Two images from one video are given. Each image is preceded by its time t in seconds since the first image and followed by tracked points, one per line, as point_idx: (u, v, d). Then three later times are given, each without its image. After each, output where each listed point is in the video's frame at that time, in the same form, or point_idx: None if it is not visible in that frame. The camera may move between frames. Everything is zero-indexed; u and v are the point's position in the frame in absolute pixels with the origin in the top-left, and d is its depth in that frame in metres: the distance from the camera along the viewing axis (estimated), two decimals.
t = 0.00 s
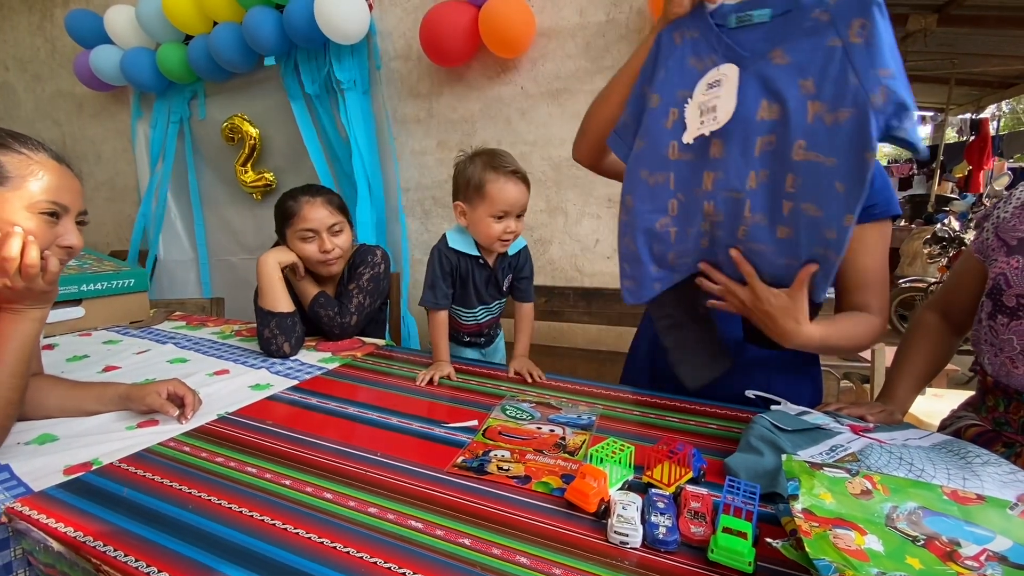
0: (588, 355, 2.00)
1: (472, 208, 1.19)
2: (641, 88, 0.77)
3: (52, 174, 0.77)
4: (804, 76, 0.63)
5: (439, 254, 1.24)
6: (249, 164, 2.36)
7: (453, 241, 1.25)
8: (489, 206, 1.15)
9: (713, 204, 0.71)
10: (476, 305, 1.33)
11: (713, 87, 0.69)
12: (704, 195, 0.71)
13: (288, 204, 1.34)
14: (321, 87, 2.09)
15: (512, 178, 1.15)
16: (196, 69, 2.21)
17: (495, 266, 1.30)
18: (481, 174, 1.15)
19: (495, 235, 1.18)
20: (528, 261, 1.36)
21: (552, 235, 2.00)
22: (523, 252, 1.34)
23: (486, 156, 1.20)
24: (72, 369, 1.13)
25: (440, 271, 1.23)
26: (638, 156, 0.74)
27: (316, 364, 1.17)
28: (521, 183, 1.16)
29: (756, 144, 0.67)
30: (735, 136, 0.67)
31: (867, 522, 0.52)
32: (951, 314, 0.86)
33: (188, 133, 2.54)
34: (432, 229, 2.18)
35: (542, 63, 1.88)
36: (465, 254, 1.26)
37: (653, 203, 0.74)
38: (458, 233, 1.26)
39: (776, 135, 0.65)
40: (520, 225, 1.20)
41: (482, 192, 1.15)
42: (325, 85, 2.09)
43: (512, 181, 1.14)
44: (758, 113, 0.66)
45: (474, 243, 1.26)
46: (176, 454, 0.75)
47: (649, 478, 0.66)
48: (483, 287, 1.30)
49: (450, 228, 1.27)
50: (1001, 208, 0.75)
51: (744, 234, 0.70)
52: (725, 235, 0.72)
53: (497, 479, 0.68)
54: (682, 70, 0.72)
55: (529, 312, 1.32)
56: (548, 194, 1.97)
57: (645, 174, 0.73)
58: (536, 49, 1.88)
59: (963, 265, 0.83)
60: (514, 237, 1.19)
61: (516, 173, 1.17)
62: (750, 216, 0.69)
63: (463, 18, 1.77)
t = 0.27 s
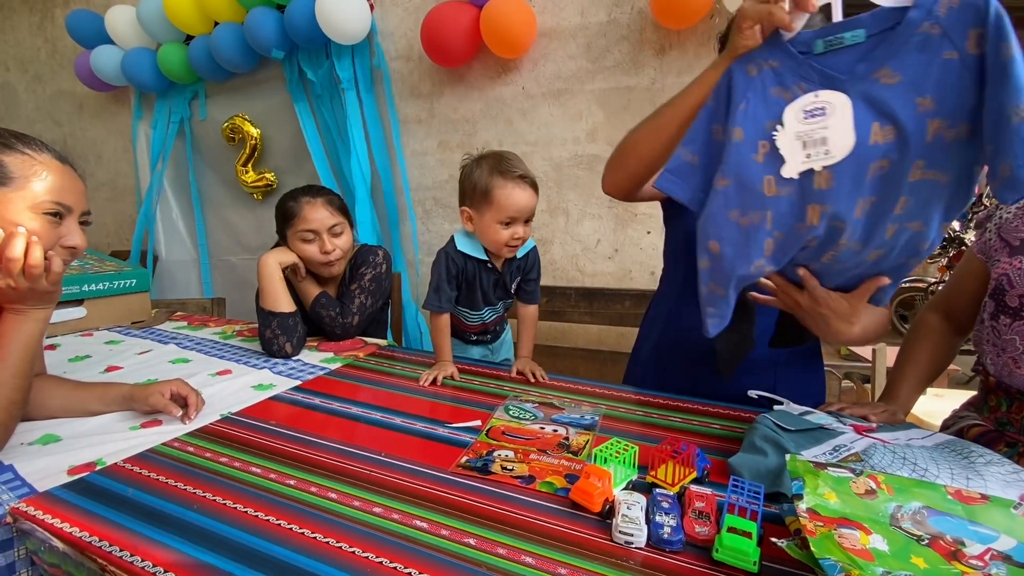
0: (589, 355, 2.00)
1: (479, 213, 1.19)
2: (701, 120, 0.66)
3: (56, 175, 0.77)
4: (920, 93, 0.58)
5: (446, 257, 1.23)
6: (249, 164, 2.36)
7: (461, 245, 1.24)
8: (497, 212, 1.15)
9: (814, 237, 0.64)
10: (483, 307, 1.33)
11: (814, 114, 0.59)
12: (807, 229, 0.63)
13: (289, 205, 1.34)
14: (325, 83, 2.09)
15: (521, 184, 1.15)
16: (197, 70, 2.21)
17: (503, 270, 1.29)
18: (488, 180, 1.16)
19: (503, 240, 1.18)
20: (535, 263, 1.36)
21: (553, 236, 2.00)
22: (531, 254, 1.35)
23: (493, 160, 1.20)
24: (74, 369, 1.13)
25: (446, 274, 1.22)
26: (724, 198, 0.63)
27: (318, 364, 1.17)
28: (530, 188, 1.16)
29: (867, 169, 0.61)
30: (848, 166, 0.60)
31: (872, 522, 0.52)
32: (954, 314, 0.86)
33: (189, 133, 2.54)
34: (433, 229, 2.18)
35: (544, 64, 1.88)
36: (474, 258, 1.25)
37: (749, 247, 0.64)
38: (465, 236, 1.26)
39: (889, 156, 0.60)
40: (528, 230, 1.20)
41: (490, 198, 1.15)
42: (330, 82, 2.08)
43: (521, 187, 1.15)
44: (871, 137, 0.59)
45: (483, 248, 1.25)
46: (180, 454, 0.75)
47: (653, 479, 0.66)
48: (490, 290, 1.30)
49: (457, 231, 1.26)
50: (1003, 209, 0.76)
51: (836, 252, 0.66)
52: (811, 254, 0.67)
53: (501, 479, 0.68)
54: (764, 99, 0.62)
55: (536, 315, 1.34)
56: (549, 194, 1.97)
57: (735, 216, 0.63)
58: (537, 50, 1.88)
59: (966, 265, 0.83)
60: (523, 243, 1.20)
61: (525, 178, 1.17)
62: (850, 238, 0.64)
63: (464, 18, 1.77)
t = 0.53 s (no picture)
0: (589, 355, 2.00)
1: (488, 223, 1.18)
2: (761, 184, 0.59)
3: (54, 175, 0.77)
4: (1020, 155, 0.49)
5: (454, 266, 1.21)
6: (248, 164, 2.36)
7: (470, 254, 1.22)
8: (508, 224, 1.15)
9: (904, 317, 0.55)
10: (488, 313, 1.34)
11: (894, 184, 0.52)
12: (893, 310, 0.55)
13: (287, 205, 1.35)
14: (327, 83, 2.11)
15: (534, 197, 1.15)
16: (196, 70, 2.21)
17: (510, 276, 1.29)
18: (500, 190, 1.16)
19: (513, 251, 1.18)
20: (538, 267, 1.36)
21: (552, 236, 2.00)
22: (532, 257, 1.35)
23: (505, 169, 1.20)
24: (72, 369, 1.13)
25: (453, 283, 1.20)
26: (793, 275, 0.55)
27: (317, 364, 1.17)
28: (542, 201, 1.17)
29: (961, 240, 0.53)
30: (938, 239, 0.52)
31: (869, 522, 0.52)
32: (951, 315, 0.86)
33: (188, 133, 2.54)
34: (432, 229, 2.17)
35: (542, 64, 1.88)
36: (480, 266, 1.23)
37: (826, 331, 0.55)
38: (471, 244, 1.24)
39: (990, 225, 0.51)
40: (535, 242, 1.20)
41: (502, 210, 1.15)
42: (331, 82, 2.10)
43: (534, 201, 1.15)
44: (965, 207, 0.52)
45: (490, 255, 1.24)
46: (177, 455, 0.75)
47: (651, 479, 0.66)
48: (496, 296, 1.30)
49: (463, 239, 1.24)
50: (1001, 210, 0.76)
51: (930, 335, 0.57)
52: (901, 342, 0.57)
53: (499, 479, 0.68)
54: (834, 166, 0.55)
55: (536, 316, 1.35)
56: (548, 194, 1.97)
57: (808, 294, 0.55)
58: (536, 50, 1.88)
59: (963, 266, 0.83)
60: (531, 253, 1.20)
61: (537, 190, 1.18)
62: (942, 317, 0.55)
63: (463, 18, 1.77)
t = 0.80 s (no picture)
0: (587, 354, 2.00)
1: (480, 227, 1.19)
2: (763, 291, 0.60)
3: (50, 174, 0.77)
4: (1010, 269, 0.50)
5: (448, 269, 1.21)
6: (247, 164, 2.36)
7: (463, 256, 1.22)
8: (498, 228, 1.16)
9: (925, 430, 0.52)
10: (479, 314, 1.34)
11: (880, 282, 0.54)
12: (911, 416, 0.52)
13: (284, 205, 1.35)
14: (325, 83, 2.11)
15: (525, 203, 1.15)
16: (194, 69, 2.21)
17: (502, 277, 1.30)
18: (493, 195, 1.16)
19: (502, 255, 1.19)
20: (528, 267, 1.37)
21: (550, 235, 2.00)
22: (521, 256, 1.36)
23: (498, 174, 1.20)
24: (69, 369, 1.12)
25: (445, 285, 1.20)
26: (802, 366, 0.54)
27: (314, 364, 1.17)
28: (533, 206, 1.17)
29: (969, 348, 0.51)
30: (944, 341, 0.51)
31: (862, 525, 0.52)
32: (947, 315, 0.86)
33: (186, 132, 2.54)
34: (431, 229, 2.17)
35: (541, 63, 1.88)
36: (474, 267, 1.24)
37: (833, 428, 0.54)
38: (464, 246, 1.24)
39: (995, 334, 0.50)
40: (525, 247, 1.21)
41: (493, 213, 1.15)
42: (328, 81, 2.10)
43: (525, 206, 1.15)
44: (964, 311, 0.51)
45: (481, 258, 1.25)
46: (174, 454, 0.75)
47: (646, 478, 0.66)
48: (489, 298, 1.31)
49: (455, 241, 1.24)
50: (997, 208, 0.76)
51: (972, 471, 0.52)
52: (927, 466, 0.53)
53: (494, 479, 0.68)
54: (835, 273, 0.56)
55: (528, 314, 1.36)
56: (546, 193, 1.97)
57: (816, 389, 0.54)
58: (534, 49, 1.88)
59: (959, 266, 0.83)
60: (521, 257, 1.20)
61: (530, 196, 1.17)
62: (981, 444, 0.51)
63: (461, 17, 1.77)
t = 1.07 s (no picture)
0: (587, 354, 2.00)
1: (470, 224, 1.19)
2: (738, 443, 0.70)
3: (50, 174, 0.77)
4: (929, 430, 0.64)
5: (439, 266, 1.22)
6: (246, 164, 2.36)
7: (454, 254, 1.23)
8: (489, 224, 1.16)
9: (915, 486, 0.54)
10: (473, 312, 1.34)
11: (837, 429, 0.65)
12: (898, 474, 0.55)
13: (282, 205, 1.35)
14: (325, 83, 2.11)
15: (514, 197, 1.16)
16: (194, 69, 2.21)
17: (494, 275, 1.30)
18: (482, 191, 1.16)
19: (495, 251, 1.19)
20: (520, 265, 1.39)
21: (550, 235, 2.00)
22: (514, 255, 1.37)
23: (486, 171, 1.20)
24: (69, 368, 1.12)
25: (437, 282, 1.20)
26: (783, 455, 0.60)
27: (314, 364, 1.17)
28: (521, 201, 1.17)
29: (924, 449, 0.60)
30: (901, 441, 0.61)
31: (859, 529, 0.52)
32: (946, 313, 0.87)
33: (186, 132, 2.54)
34: (430, 229, 2.17)
35: (540, 63, 1.88)
36: (466, 266, 1.25)
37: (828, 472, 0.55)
38: (456, 245, 1.25)
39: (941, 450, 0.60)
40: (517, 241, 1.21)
41: (483, 209, 1.15)
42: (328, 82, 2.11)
43: (514, 200, 1.15)
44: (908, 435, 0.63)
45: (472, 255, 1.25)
46: (174, 454, 0.75)
47: (645, 476, 0.66)
48: (482, 296, 1.31)
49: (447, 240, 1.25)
50: (994, 208, 0.76)
51: (974, 537, 0.51)
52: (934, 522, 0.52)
53: (494, 478, 0.68)
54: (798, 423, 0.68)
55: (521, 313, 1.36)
56: (546, 193, 1.97)
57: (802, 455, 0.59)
58: (534, 49, 1.88)
59: (958, 265, 0.84)
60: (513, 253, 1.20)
61: (517, 191, 1.18)
62: (972, 517, 0.52)
63: (461, 18, 1.77)
